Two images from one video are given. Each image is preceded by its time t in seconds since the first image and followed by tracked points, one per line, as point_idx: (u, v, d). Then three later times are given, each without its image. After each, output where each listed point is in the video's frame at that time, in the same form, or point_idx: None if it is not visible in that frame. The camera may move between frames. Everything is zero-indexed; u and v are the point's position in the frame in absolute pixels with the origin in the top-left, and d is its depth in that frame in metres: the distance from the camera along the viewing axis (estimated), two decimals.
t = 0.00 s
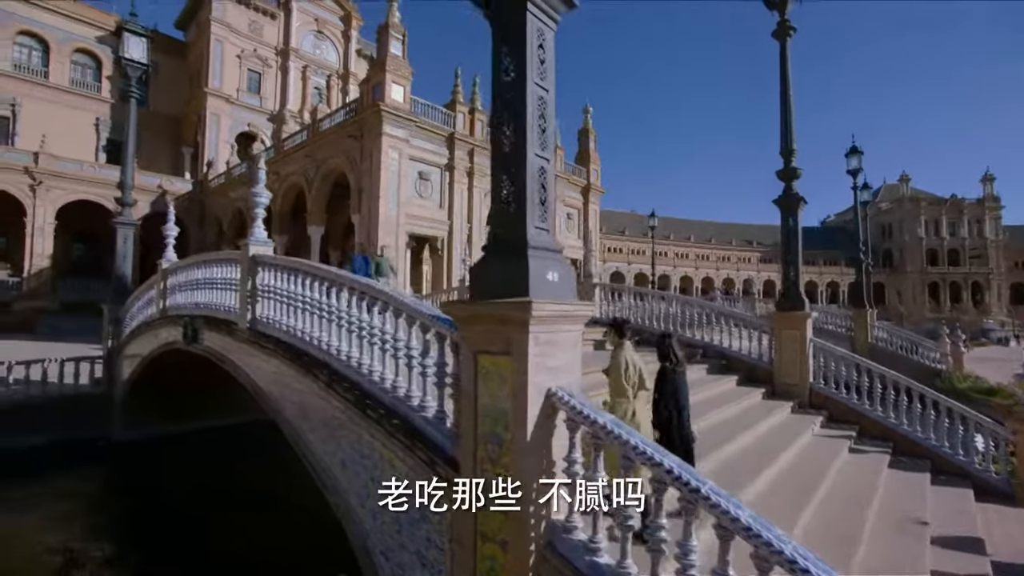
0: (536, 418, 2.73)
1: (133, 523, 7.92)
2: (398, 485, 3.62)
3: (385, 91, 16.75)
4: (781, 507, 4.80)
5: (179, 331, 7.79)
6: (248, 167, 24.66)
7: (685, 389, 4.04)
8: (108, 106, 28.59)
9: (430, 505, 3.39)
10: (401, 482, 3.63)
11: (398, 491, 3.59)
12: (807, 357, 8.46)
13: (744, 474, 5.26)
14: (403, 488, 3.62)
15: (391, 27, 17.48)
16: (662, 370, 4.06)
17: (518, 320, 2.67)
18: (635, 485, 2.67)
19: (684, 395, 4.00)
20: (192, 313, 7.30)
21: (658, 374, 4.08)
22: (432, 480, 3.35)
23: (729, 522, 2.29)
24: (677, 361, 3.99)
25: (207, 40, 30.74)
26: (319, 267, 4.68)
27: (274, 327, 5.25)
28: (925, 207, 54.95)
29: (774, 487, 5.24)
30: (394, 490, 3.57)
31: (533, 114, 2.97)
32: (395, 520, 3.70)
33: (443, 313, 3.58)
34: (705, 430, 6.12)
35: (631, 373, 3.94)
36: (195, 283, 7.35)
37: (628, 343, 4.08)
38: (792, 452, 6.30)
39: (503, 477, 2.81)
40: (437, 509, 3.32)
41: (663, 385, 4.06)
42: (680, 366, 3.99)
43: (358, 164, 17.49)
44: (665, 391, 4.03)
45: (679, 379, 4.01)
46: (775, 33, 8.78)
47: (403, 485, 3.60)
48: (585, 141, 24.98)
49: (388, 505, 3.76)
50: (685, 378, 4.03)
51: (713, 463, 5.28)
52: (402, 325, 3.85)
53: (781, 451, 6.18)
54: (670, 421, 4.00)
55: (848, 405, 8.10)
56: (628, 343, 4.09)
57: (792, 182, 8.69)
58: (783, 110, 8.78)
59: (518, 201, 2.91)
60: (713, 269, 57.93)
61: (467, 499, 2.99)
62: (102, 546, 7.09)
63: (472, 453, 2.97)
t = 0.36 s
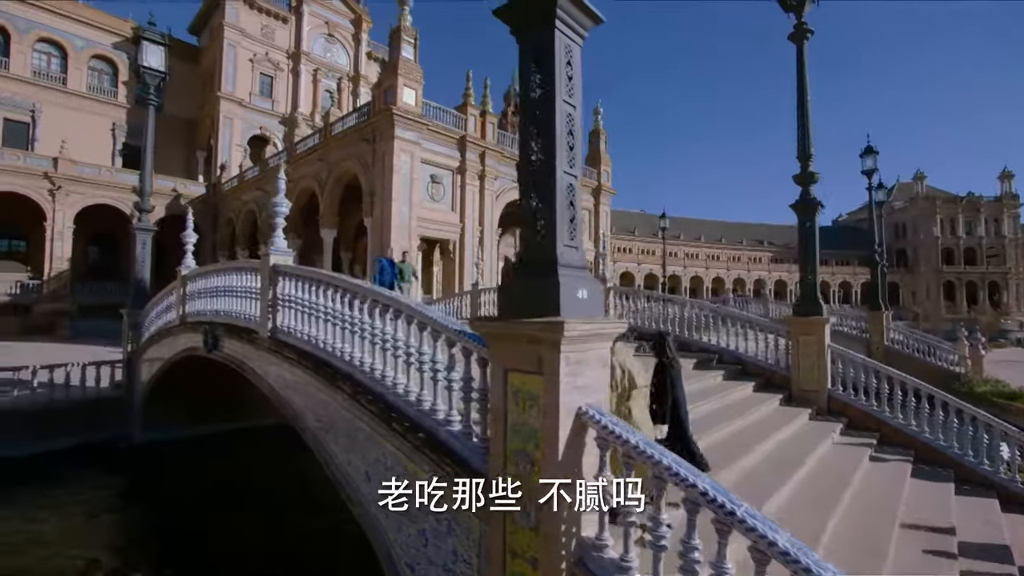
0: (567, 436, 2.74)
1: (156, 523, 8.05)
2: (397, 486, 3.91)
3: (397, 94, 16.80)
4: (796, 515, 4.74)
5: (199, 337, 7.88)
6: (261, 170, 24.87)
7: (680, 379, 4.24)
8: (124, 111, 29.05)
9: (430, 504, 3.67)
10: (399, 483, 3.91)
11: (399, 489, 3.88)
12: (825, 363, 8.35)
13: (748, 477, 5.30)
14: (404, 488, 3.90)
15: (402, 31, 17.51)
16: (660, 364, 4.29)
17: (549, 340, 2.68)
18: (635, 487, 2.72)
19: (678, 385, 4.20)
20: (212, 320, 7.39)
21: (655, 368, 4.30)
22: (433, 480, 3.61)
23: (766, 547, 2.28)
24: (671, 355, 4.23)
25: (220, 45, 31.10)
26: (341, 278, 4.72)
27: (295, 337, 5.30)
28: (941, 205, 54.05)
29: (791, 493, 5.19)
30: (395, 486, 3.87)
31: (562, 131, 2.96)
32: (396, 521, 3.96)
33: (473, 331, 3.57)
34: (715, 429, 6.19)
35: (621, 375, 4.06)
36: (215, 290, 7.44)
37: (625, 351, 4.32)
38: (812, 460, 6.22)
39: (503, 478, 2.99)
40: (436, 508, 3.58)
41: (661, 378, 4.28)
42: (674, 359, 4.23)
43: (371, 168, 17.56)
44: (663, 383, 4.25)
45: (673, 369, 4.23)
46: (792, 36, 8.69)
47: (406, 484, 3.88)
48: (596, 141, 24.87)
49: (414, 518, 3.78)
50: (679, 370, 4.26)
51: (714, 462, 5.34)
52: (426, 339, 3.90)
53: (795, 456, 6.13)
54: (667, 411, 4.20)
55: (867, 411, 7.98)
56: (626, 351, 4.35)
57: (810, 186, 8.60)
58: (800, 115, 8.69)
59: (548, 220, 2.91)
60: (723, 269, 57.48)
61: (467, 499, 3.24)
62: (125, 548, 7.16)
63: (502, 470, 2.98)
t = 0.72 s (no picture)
0: (597, 457, 2.75)
1: (175, 527, 8.12)
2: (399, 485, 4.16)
3: (408, 98, 16.86)
4: (825, 531, 4.62)
5: (217, 344, 7.96)
6: (272, 173, 25.03)
7: (689, 384, 4.11)
8: (138, 115, 29.44)
9: (430, 504, 3.91)
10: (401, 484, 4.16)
11: (398, 490, 4.14)
12: (842, 369, 8.30)
13: (771, 490, 5.13)
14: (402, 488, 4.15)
15: (414, 35, 17.56)
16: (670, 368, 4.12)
17: (580, 359, 2.68)
18: (636, 487, 2.79)
19: (687, 389, 4.08)
20: (231, 327, 7.47)
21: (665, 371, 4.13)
22: (433, 481, 3.84)
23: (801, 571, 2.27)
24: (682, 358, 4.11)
25: (232, 48, 31.42)
26: (361, 290, 4.76)
27: (314, 346, 5.34)
28: (955, 205, 53.24)
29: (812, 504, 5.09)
30: (394, 487, 4.12)
31: (590, 149, 2.96)
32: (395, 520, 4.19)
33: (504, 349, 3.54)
34: (734, 437, 6.04)
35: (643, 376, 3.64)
36: (233, 298, 7.51)
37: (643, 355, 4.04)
38: (835, 468, 6.17)
39: (505, 479, 3.19)
40: (437, 507, 3.81)
41: (671, 382, 4.13)
42: (684, 363, 4.08)
43: (382, 171, 17.64)
44: (671, 386, 4.11)
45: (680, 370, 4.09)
46: (809, 40, 8.62)
47: (403, 484, 4.14)
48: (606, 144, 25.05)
49: (438, 531, 3.79)
50: (689, 373, 4.12)
51: (730, 469, 5.21)
52: (450, 352, 3.91)
53: (812, 466, 6.00)
54: (676, 416, 4.07)
55: (886, 419, 7.88)
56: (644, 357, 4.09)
57: (826, 191, 8.52)
58: (816, 119, 8.61)
59: (576, 237, 2.91)
60: (733, 270, 57.10)
61: (467, 498, 3.45)
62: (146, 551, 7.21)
63: (530, 488, 3.00)
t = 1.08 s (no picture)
0: (626, 475, 2.75)
1: (193, 532, 8.21)
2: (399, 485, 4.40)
3: (419, 102, 16.89)
4: (849, 543, 4.53)
5: (235, 351, 8.03)
6: (283, 176, 25.18)
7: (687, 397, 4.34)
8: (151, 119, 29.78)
9: (429, 504, 4.12)
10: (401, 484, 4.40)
11: (397, 489, 4.34)
12: (859, 376, 8.14)
13: (793, 501, 5.02)
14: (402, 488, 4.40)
15: (424, 38, 17.60)
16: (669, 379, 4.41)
17: (609, 379, 2.69)
18: (635, 486, 2.73)
19: (686, 401, 4.25)
20: (248, 335, 7.53)
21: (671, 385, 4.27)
22: (433, 481, 4.07)
23: None
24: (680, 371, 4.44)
25: (243, 53, 31.70)
26: (382, 302, 4.79)
27: (334, 356, 5.38)
28: (969, 204, 52.39)
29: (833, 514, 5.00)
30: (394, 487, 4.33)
31: (618, 169, 2.96)
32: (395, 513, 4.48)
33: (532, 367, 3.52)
34: (750, 446, 5.94)
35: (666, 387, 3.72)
36: (250, 305, 7.57)
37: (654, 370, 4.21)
38: (858, 479, 6.10)
39: (504, 479, 3.43)
40: (436, 507, 4.02)
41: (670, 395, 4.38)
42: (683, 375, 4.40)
43: (393, 175, 17.71)
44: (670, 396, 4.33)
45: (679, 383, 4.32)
46: (825, 43, 8.51)
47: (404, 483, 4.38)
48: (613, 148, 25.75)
49: (462, 544, 3.81)
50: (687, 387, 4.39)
51: (748, 480, 5.13)
52: (473, 367, 3.94)
53: (826, 474, 5.94)
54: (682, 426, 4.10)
55: (903, 426, 7.77)
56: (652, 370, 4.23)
57: (843, 197, 8.45)
58: (833, 124, 8.52)
59: (604, 256, 2.91)
60: (742, 270, 56.64)
61: (468, 498, 3.71)
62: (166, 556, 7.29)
63: (557, 505, 3.02)
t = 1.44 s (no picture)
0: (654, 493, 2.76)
1: (209, 536, 8.30)
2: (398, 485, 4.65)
3: (429, 105, 16.93)
4: (870, 556, 4.46)
5: (251, 356, 8.10)
6: (293, 178, 25.32)
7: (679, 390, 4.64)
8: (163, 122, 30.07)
9: (429, 504, 4.38)
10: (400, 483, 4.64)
11: (396, 490, 4.58)
12: (875, 383, 8.05)
13: (811, 512, 4.96)
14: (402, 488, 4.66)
15: (434, 41, 17.62)
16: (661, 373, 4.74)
17: (637, 398, 2.71)
18: (635, 486, 2.76)
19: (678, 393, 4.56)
20: (265, 341, 7.59)
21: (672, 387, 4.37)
22: (433, 482, 4.32)
23: None
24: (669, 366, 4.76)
25: (254, 56, 31.95)
26: (403, 312, 4.82)
27: (353, 365, 5.42)
28: (984, 203, 51.60)
29: (851, 525, 4.94)
30: (393, 488, 4.57)
31: (644, 185, 2.97)
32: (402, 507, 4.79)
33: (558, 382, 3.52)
34: (763, 451, 5.90)
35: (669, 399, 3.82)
36: (267, 312, 7.63)
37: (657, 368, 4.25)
38: (878, 489, 6.02)
39: (504, 479, 3.63)
40: (437, 507, 4.27)
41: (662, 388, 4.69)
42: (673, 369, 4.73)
43: (403, 177, 17.76)
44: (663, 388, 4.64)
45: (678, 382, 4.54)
46: (841, 47, 8.40)
47: (407, 483, 4.60)
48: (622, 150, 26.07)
49: (483, 555, 3.83)
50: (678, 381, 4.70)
51: (766, 488, 5.07)
52: (495, 379, 3.97)
53: (847, 484, 5.83)
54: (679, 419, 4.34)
55: (922, 434, 7.66)
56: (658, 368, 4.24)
57: (859, 201, 8.37)
58: (851, 128, 8.41)
59: (632, 274, 2.92)
60: (751, 270, 56.19)
61: (468, 498, 3.91)
62: (185, 560, 7.40)
63: (584, 522, 3.03)
